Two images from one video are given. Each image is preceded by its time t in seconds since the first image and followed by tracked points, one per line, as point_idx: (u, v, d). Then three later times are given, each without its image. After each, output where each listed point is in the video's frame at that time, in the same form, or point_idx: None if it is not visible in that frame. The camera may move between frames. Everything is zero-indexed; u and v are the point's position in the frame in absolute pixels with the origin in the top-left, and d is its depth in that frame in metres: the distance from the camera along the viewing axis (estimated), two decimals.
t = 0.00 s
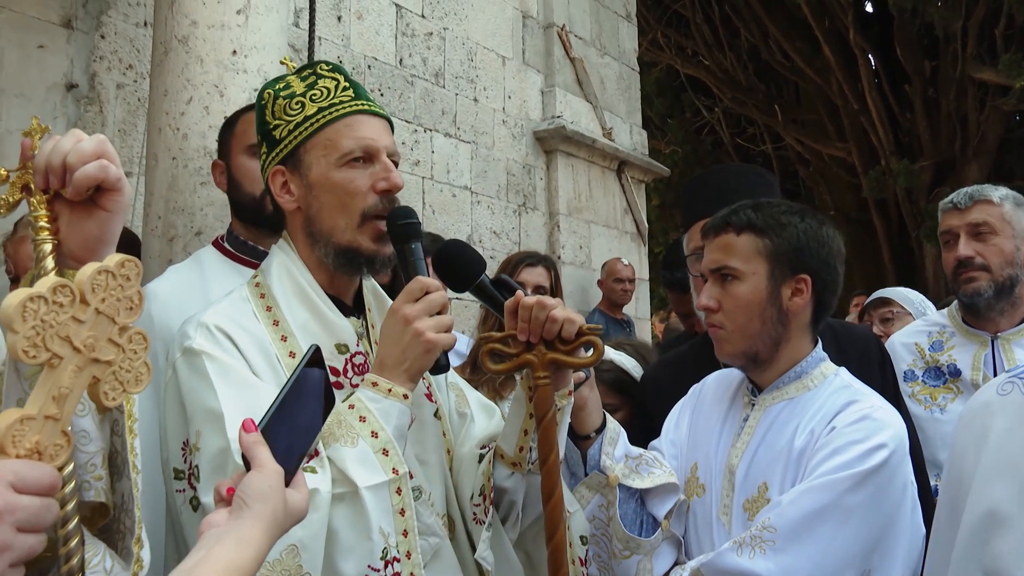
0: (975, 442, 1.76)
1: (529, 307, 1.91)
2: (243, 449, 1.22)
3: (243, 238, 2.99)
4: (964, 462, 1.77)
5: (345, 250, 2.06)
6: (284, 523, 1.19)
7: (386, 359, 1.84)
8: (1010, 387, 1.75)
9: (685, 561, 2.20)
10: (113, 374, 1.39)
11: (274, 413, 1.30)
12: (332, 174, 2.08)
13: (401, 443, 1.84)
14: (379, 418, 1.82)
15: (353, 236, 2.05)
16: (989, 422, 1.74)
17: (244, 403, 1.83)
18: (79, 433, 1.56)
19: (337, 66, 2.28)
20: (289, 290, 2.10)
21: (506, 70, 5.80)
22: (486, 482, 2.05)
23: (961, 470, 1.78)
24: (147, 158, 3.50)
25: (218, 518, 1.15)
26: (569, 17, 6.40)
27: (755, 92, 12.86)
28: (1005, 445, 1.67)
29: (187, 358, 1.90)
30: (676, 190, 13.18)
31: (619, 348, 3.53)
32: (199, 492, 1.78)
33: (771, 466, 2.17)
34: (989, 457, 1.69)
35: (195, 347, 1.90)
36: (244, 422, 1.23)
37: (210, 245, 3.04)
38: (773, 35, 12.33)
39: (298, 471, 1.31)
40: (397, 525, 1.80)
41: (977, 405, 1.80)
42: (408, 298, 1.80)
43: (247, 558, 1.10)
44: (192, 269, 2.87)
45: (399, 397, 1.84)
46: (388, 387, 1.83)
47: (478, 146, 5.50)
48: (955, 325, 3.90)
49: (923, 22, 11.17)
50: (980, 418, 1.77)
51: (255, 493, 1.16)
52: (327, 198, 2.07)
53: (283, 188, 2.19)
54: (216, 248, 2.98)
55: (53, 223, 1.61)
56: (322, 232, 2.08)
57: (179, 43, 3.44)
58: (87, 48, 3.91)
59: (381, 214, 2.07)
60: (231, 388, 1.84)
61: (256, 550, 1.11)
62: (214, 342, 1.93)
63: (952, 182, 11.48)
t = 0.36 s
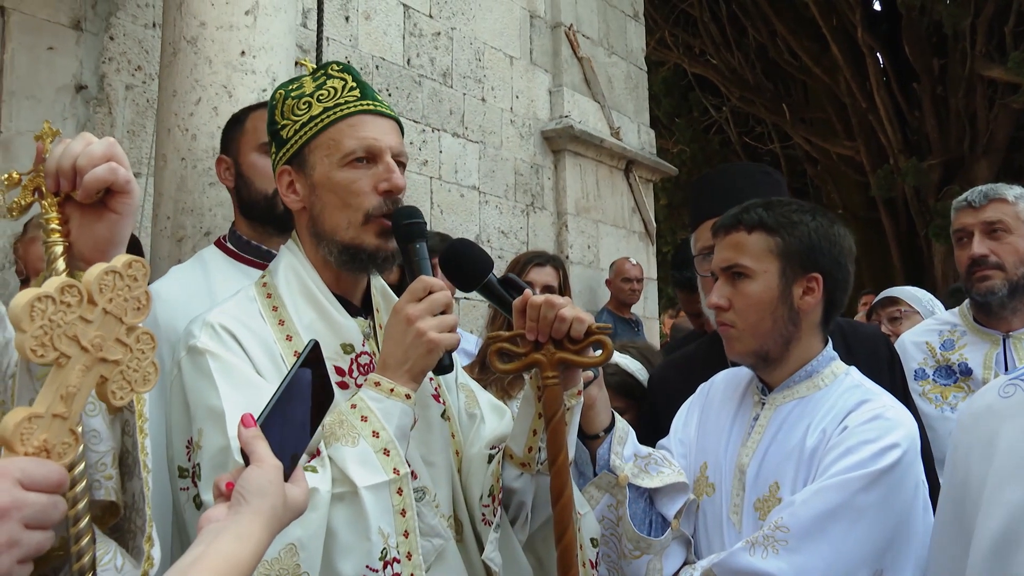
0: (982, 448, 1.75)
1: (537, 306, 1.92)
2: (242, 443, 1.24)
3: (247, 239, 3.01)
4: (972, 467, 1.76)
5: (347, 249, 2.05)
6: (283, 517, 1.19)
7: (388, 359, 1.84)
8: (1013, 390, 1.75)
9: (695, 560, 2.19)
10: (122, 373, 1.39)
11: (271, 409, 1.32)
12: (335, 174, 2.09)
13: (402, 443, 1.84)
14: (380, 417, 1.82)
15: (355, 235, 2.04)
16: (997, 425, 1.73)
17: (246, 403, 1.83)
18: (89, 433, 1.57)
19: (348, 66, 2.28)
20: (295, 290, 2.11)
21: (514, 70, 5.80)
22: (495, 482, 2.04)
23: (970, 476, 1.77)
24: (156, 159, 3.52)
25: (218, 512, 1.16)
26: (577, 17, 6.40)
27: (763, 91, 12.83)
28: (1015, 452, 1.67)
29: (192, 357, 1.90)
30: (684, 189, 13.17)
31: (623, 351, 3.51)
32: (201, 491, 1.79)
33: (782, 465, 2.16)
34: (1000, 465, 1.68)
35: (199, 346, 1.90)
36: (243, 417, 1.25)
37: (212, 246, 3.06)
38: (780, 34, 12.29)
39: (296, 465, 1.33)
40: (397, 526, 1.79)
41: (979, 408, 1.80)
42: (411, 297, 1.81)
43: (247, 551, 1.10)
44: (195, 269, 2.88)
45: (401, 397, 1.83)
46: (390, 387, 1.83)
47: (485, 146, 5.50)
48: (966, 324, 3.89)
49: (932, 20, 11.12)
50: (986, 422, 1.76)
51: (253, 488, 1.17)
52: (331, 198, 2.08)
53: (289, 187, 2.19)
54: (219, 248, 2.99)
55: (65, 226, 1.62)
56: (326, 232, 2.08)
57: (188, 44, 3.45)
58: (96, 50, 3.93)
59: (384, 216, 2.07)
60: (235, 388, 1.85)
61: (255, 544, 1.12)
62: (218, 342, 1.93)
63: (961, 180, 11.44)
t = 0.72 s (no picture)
0: (980, 448, 1.75)
1: (533, 304, 1.91)
2: (234, 435, 1.24)
3: (236, 238, 2.99)
4: (971, 468, 1.76)
5: (342, 249, 2.05)
6: (275, 511, 1.19)
7: (383, 357, 1.84)
8: (1009, 390, 1.75)
9: (692, 559, 2.19)
10: (116, 371, 1.39)
11: (262, 403, 1.32)
12: (331, 173, 2.08)
13: (397, 442, 1.84)
14: (374, 416, 1.82)
15: (348, 235, 2.04)
16: (995, 425, 1.74)
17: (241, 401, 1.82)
18: (86, 431, 1.59)
19: (347, 65, 2.27)
20: (292, 288, 2.10)
21: (512, 69, 5.80)
22: (493, 482, 2.04)
23: (969, 476, 1.77)
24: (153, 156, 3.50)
25: (209, 506, 1.15)
26: (575, 16, 6.39)
27: (760, 91, 12.83)
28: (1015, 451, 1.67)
29: (187, 355, 1.90)
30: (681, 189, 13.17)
31: (620, 353, 3.49)
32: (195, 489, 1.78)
33: (781, 465, 2.16)
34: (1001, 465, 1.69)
35: (194, 344, 1.90)
36: (234, 409, 1.25)
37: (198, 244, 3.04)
38: (778, 33, 12.30)
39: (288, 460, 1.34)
40: (391, 525, 1.79)
41: (974, 409, 1.80)
42: (406, 296, 1.80)
43: (238, 546, 1.09)
44: (184, 268, 2.87)
45: (395, 395, 1.83)
46: (385, 385, 1.83)
47: (483, 145, 5.50)
48: (963, 324, 3.90)
49: (929, 21, 11.13)
50: (983, 422, 1.77)
51: (246, 481, 1.17)
52: (326, 197, 2.08)
53: (287, 186, 2.19)
54: (206, 246, 2.98)
55: (62, 224, 1.61)
56: (321, 231, 2.08)
57: (186, 41, 3.44)
58: (93, 46, 3.92)
59: (379, 217, 2.06)
60: (230, 386, 1.84)
61: (248, 539, 1.11)
62: (213, 340, 1.93)
63: (958, 181, 11.46)
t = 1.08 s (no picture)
0: (985, 447, 1.76)
1: (529, 305, 1.91)
2: (225, 434, 1.23)
3: (225, 237, 2.99)
4: (975, 466, 1.77)
5: (337, 249, 2.05)
6: (266, 511, 1.18)
7: (377, 358, 1.83)
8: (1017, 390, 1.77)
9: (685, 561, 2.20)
10: (111, 368, 1.38)
11: (254, 402, 1.31)
12: (326, 173, 2.08)
13: (390, 443, 1.83)
14: (368, 417, 1.81)
15: (342, 236, 2.04)
16: (1000, 424, 1.75)
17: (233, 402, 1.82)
18: (81, 431, 1.56)
19: (344, 65, 2.26)
20: (287, 289, 2.10)
21: (508, 69, 5.80)
22: (489, 484, 2.04)
23: (973, 475, 1.78)
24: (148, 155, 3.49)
25: (199, 506, 1.15)
26: (571, 17, 6.39)
27: (755, 93, 12.86)
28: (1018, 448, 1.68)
29: (180, 356, 1.89)
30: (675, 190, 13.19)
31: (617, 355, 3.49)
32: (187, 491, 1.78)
33: (778, 468, 2.17)
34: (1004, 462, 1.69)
35: (188, 346, 1.89)
36: (226, 408, 1.24)
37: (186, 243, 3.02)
38: (772, 35, 12.32)
39: (280, 459, 1.33)
40: (385, 526, 1.78)
41: (982, 409, 1.82)
42: (400, 296, 1.80)
43: (229, 546, 1.09)
44: (172, 268, 2.86)
45: (389, 396, 1.83)
46: (379, 385, 1.83)
47: (479, 145, 5.50)
48: (959, 326, 3.91)
49: (924, 24, 11.17)
50: (989, 422, 1.78)
51: (236, 480, 1.16)
52: (321, 197, 2.07)
53: (282, 186, 2.19)
54: (194, 245, 2.97)
55: (57, 222, 1.60)
56: (315, 232, 2.07)
57: (183, 39, 3.43)
58: (89, 44, 3.90)
59: (375, 217, 2.06)
60: (223, 387, 1.83)
61: (240, 539, 1.11)
62: (207, 341, 1.92)
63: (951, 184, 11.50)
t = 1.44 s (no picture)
0: (986, 445, 1.77)
1: (518, 306, 1.91)
2: (211, 433, 1.23)
3: (209, 238, 2.98)
4: (975, 464, 1.78)
5: (321, 250, 2.04)
6: (253, 510, 1.18)
7: (360, 358, 1.82)
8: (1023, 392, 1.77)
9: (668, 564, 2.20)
10: (99, 366, 1.36)
11: (240, 402, 1.31)
12: (311, 173, 2.07)
13: (373, 444, 1.83)
14: (350, 417, 1.81)
15: (327, 236, 2.03)
16: (1002, 423, 1.76)
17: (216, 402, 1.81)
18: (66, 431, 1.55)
19: (328, 66, 2.26)
20: (273, 291, 2.09)
21: (498, 70, 5.80)
22: (479, 486, 2.04)
23: (972, 472, 1.79)
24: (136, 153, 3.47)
25: (184, 505, 1.14)
26: (561, 18, 6.40)
27: (743, 96, 12.90)
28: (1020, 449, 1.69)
29: (164, 358, 1.89)
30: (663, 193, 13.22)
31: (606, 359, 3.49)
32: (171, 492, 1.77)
33: (762, 470, 2.17)
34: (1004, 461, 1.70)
35: (171, 347, 1.88)
36: (211, 406, 1.24)
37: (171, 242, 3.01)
38: (761, 39, 12.37)
39: (264, 459, 1.33)
40: (366, 527, 1.78)
41: (987, 407, 1.82)
42: (382, 296, 1.79)
43: (216, 545, 1.08)
44: (156, 267, 2.85)
45: (370, 396, 1.82)
46: (361, 386, 1.82)
47: (468, 146, 5.50)
48: (947, 329, 3.93)
49: (911, 29, 11.24)
50: (991, 421, 1.79)
51: (221, 479, 1.16)
52: (306, 197, 2.07)
53: (267, 186, 2.18)
54: (178, 246, 2.96)
55: (43, 220, 1.59)
56: (300, 232, 2.07)
57: (172, 37, 3.42)
58: (76, 41, 3.87)
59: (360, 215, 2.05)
60: (206, 387, 1.82)
61: (226, 537, 1.10)
62: (190, 342, 1.91)
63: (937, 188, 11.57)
